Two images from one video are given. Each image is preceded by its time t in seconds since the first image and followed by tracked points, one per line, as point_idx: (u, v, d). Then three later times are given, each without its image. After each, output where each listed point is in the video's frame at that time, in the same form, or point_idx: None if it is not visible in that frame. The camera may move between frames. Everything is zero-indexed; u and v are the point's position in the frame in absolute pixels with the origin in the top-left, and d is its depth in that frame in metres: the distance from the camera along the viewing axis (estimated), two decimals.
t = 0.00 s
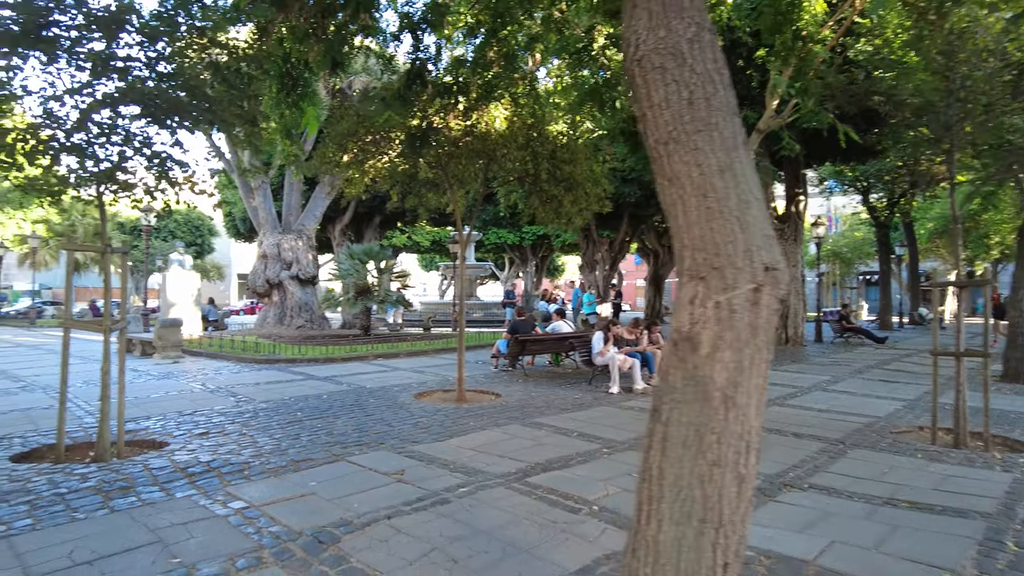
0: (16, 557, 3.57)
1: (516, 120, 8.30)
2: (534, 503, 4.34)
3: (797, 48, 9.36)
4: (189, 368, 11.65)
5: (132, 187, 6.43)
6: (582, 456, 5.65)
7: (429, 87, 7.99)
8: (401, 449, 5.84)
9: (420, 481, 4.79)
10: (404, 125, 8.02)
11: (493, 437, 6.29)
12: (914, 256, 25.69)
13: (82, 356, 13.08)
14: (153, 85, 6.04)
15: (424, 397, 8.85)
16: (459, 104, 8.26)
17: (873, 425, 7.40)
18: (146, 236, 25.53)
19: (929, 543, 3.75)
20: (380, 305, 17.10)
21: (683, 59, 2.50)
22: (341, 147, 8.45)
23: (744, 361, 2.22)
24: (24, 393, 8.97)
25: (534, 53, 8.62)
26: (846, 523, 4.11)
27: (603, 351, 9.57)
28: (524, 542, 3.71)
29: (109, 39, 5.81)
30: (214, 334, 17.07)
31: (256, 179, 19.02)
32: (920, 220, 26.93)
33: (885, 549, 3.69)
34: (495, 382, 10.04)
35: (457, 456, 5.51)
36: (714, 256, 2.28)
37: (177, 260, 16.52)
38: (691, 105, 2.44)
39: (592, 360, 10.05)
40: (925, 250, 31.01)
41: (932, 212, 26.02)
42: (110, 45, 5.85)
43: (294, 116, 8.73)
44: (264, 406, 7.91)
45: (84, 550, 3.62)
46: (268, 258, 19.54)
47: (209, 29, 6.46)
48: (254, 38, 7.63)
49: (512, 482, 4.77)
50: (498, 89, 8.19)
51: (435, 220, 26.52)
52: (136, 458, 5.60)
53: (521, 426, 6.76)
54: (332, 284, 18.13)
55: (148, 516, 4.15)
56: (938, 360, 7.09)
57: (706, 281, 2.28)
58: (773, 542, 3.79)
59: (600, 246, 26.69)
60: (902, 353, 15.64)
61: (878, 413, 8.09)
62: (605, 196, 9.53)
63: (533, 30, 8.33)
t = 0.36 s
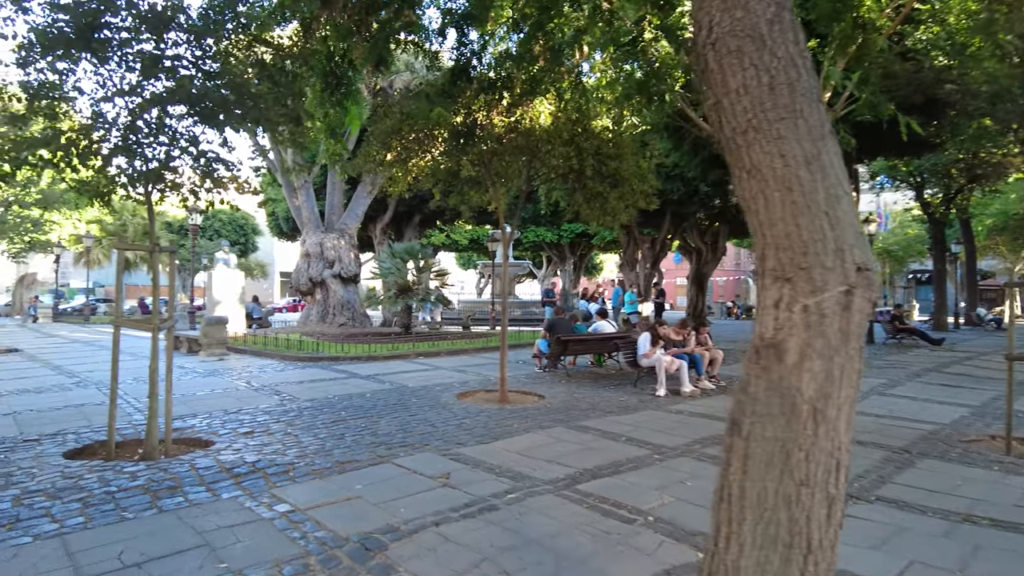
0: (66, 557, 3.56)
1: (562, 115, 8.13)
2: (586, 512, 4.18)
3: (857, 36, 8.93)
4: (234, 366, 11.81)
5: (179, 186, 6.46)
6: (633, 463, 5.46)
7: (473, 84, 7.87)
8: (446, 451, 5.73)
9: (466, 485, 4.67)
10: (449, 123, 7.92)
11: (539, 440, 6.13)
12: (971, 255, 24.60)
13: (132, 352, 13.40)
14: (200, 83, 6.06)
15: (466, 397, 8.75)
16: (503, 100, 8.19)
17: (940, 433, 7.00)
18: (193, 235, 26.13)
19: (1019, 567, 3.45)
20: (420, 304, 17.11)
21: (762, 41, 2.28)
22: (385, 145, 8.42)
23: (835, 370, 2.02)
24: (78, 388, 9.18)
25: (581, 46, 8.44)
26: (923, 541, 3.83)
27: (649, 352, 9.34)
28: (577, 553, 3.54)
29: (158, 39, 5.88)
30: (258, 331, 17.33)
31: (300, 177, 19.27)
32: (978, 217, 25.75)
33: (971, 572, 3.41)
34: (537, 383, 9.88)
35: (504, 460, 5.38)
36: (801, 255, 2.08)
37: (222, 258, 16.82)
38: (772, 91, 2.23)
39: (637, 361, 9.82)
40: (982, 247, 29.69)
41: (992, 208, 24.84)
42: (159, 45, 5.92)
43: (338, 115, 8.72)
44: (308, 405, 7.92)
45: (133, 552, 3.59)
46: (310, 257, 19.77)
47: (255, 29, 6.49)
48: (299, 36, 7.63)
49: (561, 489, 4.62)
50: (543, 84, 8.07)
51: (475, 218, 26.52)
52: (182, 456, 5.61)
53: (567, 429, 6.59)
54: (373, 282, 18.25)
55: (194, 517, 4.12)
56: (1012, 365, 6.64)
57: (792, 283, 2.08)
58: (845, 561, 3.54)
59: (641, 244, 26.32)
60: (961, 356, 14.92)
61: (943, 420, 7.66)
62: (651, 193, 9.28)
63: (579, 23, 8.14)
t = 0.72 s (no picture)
0: (75, 565, 3.45)
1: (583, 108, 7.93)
2: (612, 521, 4.00)
3: (888, 24, 8.60)
4: (251, 366, 11.75)
5: (193, 184, 6.35)
6: (658, 468, 5.27)
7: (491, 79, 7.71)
8: (465, 454, 5.58)
9: (486, 491, 4.50)
10: (466, 118, 7.77)
11: (560, 443, 5.96)
12: (999, 252, 23.97)
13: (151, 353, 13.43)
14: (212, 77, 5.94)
15: (485, 397, 8.60)
16: (521, 95, 8.04)
17: (978, 436, 6.71)
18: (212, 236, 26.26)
19: None
20: (437, 303, 16.98)
21: (810, 16, 2.08)
22: (401, 142, 8.30)
23: (897, 375, 1.82)
24: (95, 388, 9.16)
25: (603, 37, 8.24)
26: (972, 555, 3.60)
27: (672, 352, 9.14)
28: (604, 565, 3.37)
29: (171, 35, 5.78)
30: (275, 331, 17.34)
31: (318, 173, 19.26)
32: (1008, 212, 25.04)
33: None
34: (557, 383, 9.70)
35: (525, 464, 5.22)
36: (858, 248, 1.88)
37: (240, 257, 16.82)
38: (822, 70, 2.03)
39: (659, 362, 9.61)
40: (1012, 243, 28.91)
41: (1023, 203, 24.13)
42: (172, 41, 5.83)
43: (355, 111, 8.62)
44: (325, 405, 7.81)
45: (143, 560, 3.47)
46: (328, 256, 19.75)
47: (269, 26, 6.38)
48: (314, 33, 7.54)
49: (585, 496, 4.44)
50: (562, 77, 7.88)
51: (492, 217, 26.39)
52: (197, 459, 5.52)
53: (588, 432, 6.41)
54: (391, 282, 18.19)
55: (206, 523, 4.00)
56: None
57: (848, 278, 1.88)
58: None
59: (660, 242, 26.04)
60: (993, 356, 14.48)
61: (980, 423, 7.35)
62: (673, 190, 9.05)
63: (601, 14, 7.96)
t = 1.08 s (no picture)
0: None
1: (599, 102, 7.69)
2: (628, 536, 3.79)
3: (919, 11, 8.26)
4: (263, 367, 11.64)
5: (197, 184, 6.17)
6: (677, 478, 5.04)
7: (504, 73, 7.50)
8: (475, 462, 5.38)
9: (496, 503, 4.29)
10: (477, 114, 7.56)
11: (574, 450, 5.74)
12: None
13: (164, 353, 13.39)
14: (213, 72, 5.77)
15: (497, 400, 8.40)
16: (535, 89, 7.81)
17: (1016, 444, 6.37)
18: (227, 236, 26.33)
19: None
20: (451, 303, 16.81)
21: None
22: (411, 139, 8.11)
23: (958, 393, 1.62)
24: (106, 390, 9.08)
25: (621, 28, 8.01)
26: None
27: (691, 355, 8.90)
28: None
29: (173, 30, 5.59)
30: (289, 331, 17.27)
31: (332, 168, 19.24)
32: None
33: None
34: (572, 386, 9.46)
35: (536, 474, 5.01)
36: (910, 245, 1.66)
37: (253, 258, 16.76)
38: (865, 43, 1.79)
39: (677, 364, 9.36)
40: None
41: None
42: (174, 35, 5.65)
43: (365, 108, 8.49)
44: (334, 409, 7.64)
45: None
46: (341, 256, 19.67)
47: (277, 22, 6.23)
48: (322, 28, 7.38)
49: (600, 509, 4.23)
50: (577, 70, 7.66)
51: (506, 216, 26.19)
52: (200, 465, 5.35)
53: (604, 438, 6.18)
54: (404, 282, 18.06)
55: (203, 536, 3.83)
56: None
57: (898, 280, 1.67)
58: None
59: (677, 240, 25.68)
60: None
61: (1016, 429, 7.00)
62: (692, 186, 8.80)
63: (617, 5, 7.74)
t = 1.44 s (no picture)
0: None
1: (628, 93, 7.46)
2: (661, 545, 3.60)
3: None
4: (287, 366, 11.61)
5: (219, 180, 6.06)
6: (711, 483, 4.83)
7: (530, 66, 7.34)
8: (499, 464, 5.23)
9: (522, 509, 4.12)
10: (500, 107, 7.39)
11: (603, 454, 5.56)
12: None
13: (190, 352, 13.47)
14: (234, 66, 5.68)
15: (522, 401, 8.24)
16: (560, 82, 7.63)
17: None
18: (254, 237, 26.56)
19: None
20: (475, 302, 16.68)
21: None
22: (434, 135, 7.97)
23: None
24: (132, 388, 9.12)
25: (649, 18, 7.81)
26: None
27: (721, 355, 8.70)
28: None
29: (194, 24, 5.54)
30: (313, 330, 17.30)
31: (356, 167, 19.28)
32: None
33: None
34: (598, 387, 9.26)
35: (564, 478, 4.83)
36: (1001, 233, 1.67)
37: (279, 257, 16.82)
38: (944, 5, 1.76)
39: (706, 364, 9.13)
40: None
41: None
42: (195, 30, 5.60)
43: (388, 104, 8.39)
44: (358, 408, 7.54)
45: None
46: (366, 256, 19.67)
47: (300, 21, 6.14)
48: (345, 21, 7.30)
49: (631, 516, 4.04)
50: (603, 61, 7.47)
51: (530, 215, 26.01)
52: (221, 466, 5.26)
53: (633, 441, 6.00)
54: (428, 281, 17.99)
55: (221, 539, 3.72)
56: None
57: (985, 269, 1.69)
58: None
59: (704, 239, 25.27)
60: None
61: None
62: (723, 182, 8.54)
63: None
